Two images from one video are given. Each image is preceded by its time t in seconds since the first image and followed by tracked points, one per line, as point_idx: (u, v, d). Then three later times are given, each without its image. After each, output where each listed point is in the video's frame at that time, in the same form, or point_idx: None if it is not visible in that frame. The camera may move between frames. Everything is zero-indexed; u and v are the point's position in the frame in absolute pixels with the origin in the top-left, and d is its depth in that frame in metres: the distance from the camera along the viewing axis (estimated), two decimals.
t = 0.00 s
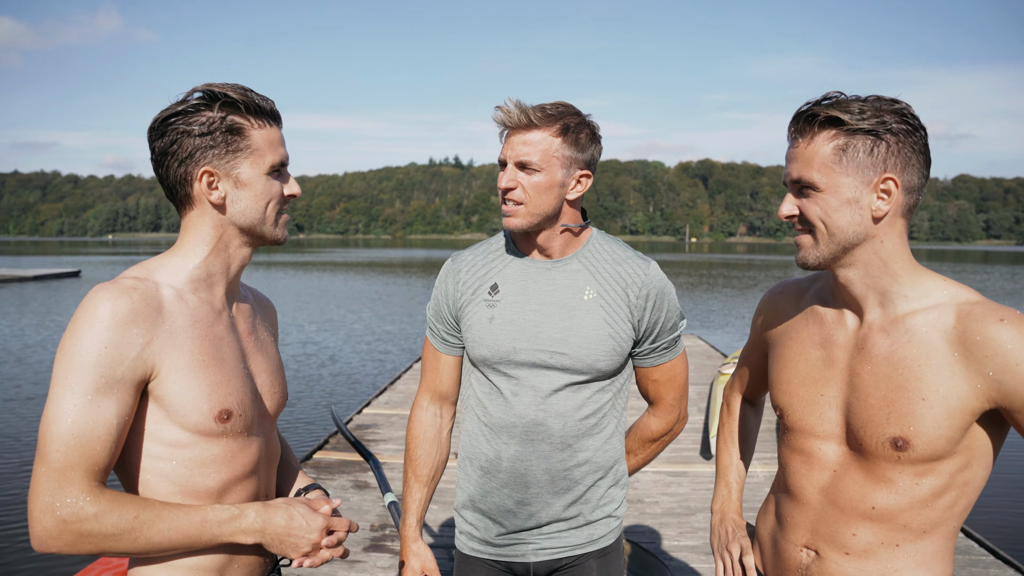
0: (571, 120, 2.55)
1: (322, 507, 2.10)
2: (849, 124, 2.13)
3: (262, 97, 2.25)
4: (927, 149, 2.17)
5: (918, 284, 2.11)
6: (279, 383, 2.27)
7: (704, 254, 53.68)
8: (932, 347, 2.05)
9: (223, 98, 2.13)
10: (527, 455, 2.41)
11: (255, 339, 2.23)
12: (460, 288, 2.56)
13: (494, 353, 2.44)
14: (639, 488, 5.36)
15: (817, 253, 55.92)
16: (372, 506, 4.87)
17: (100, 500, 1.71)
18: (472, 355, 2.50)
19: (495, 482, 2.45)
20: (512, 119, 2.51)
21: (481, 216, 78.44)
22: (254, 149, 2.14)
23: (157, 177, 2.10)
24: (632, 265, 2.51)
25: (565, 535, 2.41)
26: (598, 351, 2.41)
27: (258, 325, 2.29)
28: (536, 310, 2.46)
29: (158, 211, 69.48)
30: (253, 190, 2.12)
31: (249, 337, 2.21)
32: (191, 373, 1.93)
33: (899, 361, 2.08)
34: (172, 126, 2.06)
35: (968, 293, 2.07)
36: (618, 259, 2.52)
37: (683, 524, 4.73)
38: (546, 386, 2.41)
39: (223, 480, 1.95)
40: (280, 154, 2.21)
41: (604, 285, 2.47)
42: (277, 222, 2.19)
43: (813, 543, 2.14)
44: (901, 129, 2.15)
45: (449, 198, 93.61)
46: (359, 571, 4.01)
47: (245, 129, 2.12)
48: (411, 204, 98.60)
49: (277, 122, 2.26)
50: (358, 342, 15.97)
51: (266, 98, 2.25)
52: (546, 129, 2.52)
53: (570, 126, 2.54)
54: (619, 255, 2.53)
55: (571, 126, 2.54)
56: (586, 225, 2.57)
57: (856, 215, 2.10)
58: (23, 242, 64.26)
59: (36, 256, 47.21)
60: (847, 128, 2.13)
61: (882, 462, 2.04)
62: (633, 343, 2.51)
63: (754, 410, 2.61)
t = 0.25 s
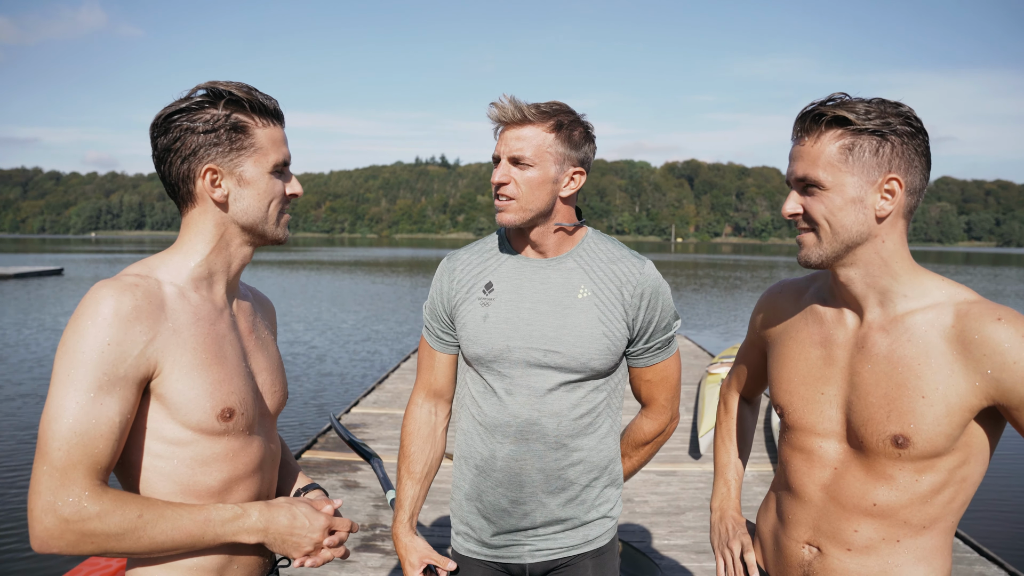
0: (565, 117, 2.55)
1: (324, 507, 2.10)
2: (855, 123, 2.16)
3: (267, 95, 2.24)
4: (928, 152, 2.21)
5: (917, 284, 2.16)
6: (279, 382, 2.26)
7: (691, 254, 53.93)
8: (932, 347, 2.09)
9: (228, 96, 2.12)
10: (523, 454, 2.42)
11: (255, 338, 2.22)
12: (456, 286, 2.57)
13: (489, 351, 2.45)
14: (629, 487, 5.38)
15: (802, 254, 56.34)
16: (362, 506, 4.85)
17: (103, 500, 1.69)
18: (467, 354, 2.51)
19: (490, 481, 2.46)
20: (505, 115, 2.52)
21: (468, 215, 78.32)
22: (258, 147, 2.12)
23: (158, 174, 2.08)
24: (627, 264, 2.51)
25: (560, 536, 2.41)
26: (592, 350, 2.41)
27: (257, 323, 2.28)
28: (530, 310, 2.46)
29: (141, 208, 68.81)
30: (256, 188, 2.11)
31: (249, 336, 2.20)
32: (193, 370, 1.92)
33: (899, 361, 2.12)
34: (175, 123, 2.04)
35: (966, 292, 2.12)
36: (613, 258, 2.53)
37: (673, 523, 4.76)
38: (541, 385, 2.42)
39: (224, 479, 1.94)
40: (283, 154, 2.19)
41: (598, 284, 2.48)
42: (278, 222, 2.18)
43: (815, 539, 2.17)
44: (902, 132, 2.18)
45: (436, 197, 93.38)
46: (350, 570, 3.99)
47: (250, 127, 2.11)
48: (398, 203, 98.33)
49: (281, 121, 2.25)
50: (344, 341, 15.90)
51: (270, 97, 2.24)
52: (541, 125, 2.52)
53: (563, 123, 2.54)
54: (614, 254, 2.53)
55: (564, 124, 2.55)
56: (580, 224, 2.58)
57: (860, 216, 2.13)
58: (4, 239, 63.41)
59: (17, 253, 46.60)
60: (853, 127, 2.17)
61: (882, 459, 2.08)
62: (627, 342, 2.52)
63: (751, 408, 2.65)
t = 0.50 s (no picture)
0: (557, 121, 2.55)
1: (326, 503, 2.08)
2: (856, 128, 2.16)
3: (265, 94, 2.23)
4: (924, 151, 2.23)
5: (917, 282, 2.18)
6: (280, 378, 2.25)
7: (681, 254, 54.11)
8: (933, 344, 2.11)
9: (228, 93, 2.11)
10: (523, 453, 2.42)
11: (255, 334, 2.21)
12: (454, 287, 2.59)
13: (486, 352, 2.46)
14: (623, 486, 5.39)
15: (790, 253, 56.66)
16: (355, 506, 4.84)
17: (103, 494, 1.68)
18: (466, 354, 2.52)
19: (490, 480, 2.46)
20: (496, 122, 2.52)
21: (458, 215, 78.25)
22: (257, 145, 2.11)
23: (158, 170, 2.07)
24: (625, 262, 2.53)
25: (559, 536, 2.41)
26: (590, 349, 2.42)
27: (258, 320, 2.27)
28: (527, 310, 2.48)
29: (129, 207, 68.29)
30: (254, 186, 2.10)
31: (249, 333, 2.19)
32: (192, 365, 1.91)
33: (900, 358, 2.14)
34: (176, 119, 2.04)
35: (965, 291, 2.13)
36: (610, 256, 2.54)
37: (666, 522, 4.78)
38: (540, 383, 2.42)
39: (225, 474, 1.92)
40: (282, 152, 2.19)
41: (595, 284, 2.49)
42: (276, 219, 2.17)
43: (817, 534, 2.19)
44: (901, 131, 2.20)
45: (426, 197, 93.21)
46: (344, 570, 3.99)
47: (250, 124, 2.10)
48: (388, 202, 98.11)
49: (281, 120, 2.24)
50: (334, 341, 15.85)
51: (270, 96, 2.23)
52: (533, 131, 2.52)
53: (556, 127, 2.54)
54: (611, 253, 2.55)
55: (556, 127, 2.55)
56: (577, 224, 2.58)
57: (866, 221, 2.14)
58: None
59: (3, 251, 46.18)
60: (853, 133, 2.16)
61: (883, 455, 2.10)
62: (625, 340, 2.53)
63: (749, 406, 2.67)
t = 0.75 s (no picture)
0: (561, 115, 2.56)
1: (325, 502, 2.07)
2: (863, 126, 2.16)
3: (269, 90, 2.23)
4: (923, 147, 2.24)
5: (920, 278, 2.19)
6: (285, 375, 2.23)
7: (676, 252, 54.17)
8: (937, 340, 2.12)
9: (229, 89, 2.11)
10: (528, 451, 2.43)
11: (258, 330, 2.20)
12: (457, 286, 2.58)
13: (491, 350, 2.46)
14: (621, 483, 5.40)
15: (786, 251, 56.79)
16: (354, 504, 4.84)
17: (98, 488, 1.68)
18: (470, 352, 2.51)
19: (495, 479, 2.46)
20: (502, 115, 2.52)
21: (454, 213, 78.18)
22: (257, 140, 2.11)
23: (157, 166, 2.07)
24: (629, 259, 2.54)
25: (565, 534, 2.43)
26: (596, 346, 2.43)
27: (262, 317, 2.26)
28: (533, 307, 2.48)
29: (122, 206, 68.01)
30: (254, 181, 2.10)
31: (252, 329, 2.18)
32: (191, 358, 1.90)
33: (904, 355, 2.15)
34: (176, 115, 2.03)
35: (968, 288, 2.15)
36: (613, 253, 2.56)
37: (665, 518, 4.79)
38: (545, 381, 2.43)
39: (225, 469, 1.91)
40: (282, 149, 2.19)
41: (600, 280, 2.50)
42: (275, 215, 2.17)
43: (822, 530, 2.20)
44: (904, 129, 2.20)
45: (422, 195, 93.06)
46: (343, 568, 3.99)
47: (249, 120, 2.10)
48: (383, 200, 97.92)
49: (280, 117, 2.25)
50: (331, 339, 15.82)
51: (272, 94, 2.24)
52: (538, 124, 2.53)
53: (560, 121, 2.55)
54: (615, 249, 2.56)
55: (561, 121, 2.55)
56: (580, 220, 2.59)
57: (876, 218, 2.14)
58: None
59: None
60: (861, 131, 2.15)
61: (888, 452, 2.10)
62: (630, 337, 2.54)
63: (751, 401, 2.69)
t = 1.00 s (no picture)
0: (564, 112, 2.56)
1: (319, 507, 2.03)
2: (866, 124, 2.16)
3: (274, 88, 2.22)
4: (926, 145, 2.24)
5: (923, 276, 2.21)
6: (290, 375, 2.21)
7: (672, 249, 54.25)
8: (940, 338, 2.13)
9: (233, 87, 2.10)
10: (533, 449, 2.44)
11: (263, 328, 2.19)
12: (460, 284, 2.57)
13: (498, 348, 2.46)
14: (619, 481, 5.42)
15: (781, 248, 56.94)
16: (352, 501, 4.84)
17: (86, 486, 1.68)
18: (475, 351, 2.51)
19: (501, 477, 2.47)
20: (504, 115, 2.53)
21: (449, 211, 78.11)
22: (260, 139, 2.10)
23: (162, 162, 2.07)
24: (633, 256, 2.56)
25: (571, 531, 2.45)
26: (603, 343, 2.45)
27: (268, 315, 2.25)
28: (538, 305, 2.49)
29: (116, 204, 67.73)
30: (256, 180, 2.08)
31: (256, 326, 2.17)
32: (187, 354, 1.89)
33: (906, 352, 2.16)
34: (179, 111, 2.03)
35: (970, 285, 2.17)
36: (617, 251, 2.57)
37: (663, 515, 4.80)
38: (552, 379, 2.44)
39: (222, 466, 1.90)
40: (286, 147, 2.17)
41: (605, 278, 2.51)
42: (280, 214, 2.15)
43: (824, 527, 2.21)
44: (906, 126, 2.20)
45: (417, 192, 92.93)
46: (342, 566, 3.99)
47: (253, 118, 2.09)
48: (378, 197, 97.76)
49: (287, 115, 2.23)
50: (326, 337, 15.80)
51: (277, 93, 2.22)
52: (540, 122, 2.53)
53: (562, 118, 2.55)
54: (619, 247, 2.57)
55: (563, 119, 2.56)
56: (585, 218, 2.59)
57: (879, 215, 2.14)
58: None
59: None
60: (864, 129, 2.15)
61: (891, 449, 2.12)
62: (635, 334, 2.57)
63: (751, 399, 2.69)
